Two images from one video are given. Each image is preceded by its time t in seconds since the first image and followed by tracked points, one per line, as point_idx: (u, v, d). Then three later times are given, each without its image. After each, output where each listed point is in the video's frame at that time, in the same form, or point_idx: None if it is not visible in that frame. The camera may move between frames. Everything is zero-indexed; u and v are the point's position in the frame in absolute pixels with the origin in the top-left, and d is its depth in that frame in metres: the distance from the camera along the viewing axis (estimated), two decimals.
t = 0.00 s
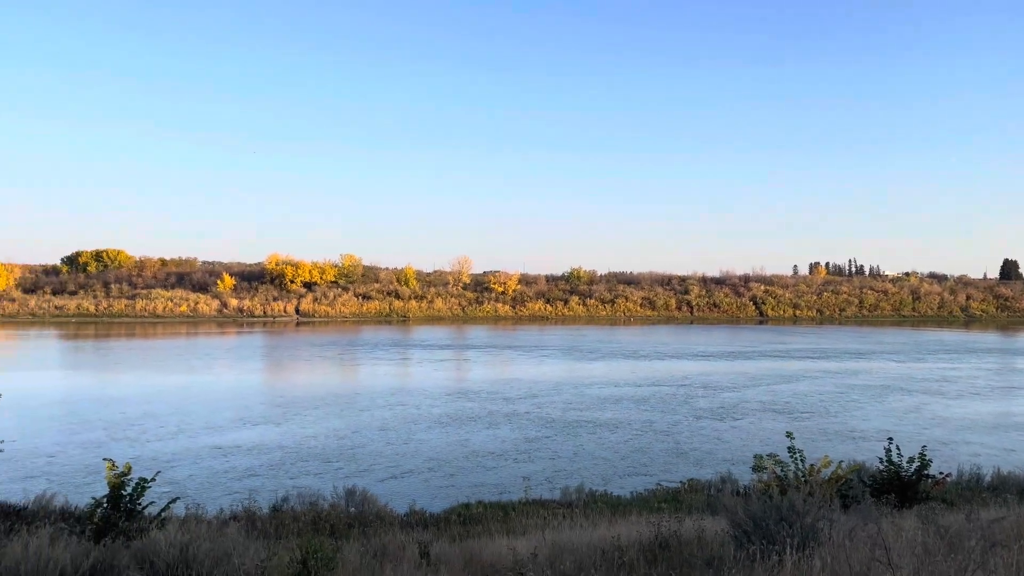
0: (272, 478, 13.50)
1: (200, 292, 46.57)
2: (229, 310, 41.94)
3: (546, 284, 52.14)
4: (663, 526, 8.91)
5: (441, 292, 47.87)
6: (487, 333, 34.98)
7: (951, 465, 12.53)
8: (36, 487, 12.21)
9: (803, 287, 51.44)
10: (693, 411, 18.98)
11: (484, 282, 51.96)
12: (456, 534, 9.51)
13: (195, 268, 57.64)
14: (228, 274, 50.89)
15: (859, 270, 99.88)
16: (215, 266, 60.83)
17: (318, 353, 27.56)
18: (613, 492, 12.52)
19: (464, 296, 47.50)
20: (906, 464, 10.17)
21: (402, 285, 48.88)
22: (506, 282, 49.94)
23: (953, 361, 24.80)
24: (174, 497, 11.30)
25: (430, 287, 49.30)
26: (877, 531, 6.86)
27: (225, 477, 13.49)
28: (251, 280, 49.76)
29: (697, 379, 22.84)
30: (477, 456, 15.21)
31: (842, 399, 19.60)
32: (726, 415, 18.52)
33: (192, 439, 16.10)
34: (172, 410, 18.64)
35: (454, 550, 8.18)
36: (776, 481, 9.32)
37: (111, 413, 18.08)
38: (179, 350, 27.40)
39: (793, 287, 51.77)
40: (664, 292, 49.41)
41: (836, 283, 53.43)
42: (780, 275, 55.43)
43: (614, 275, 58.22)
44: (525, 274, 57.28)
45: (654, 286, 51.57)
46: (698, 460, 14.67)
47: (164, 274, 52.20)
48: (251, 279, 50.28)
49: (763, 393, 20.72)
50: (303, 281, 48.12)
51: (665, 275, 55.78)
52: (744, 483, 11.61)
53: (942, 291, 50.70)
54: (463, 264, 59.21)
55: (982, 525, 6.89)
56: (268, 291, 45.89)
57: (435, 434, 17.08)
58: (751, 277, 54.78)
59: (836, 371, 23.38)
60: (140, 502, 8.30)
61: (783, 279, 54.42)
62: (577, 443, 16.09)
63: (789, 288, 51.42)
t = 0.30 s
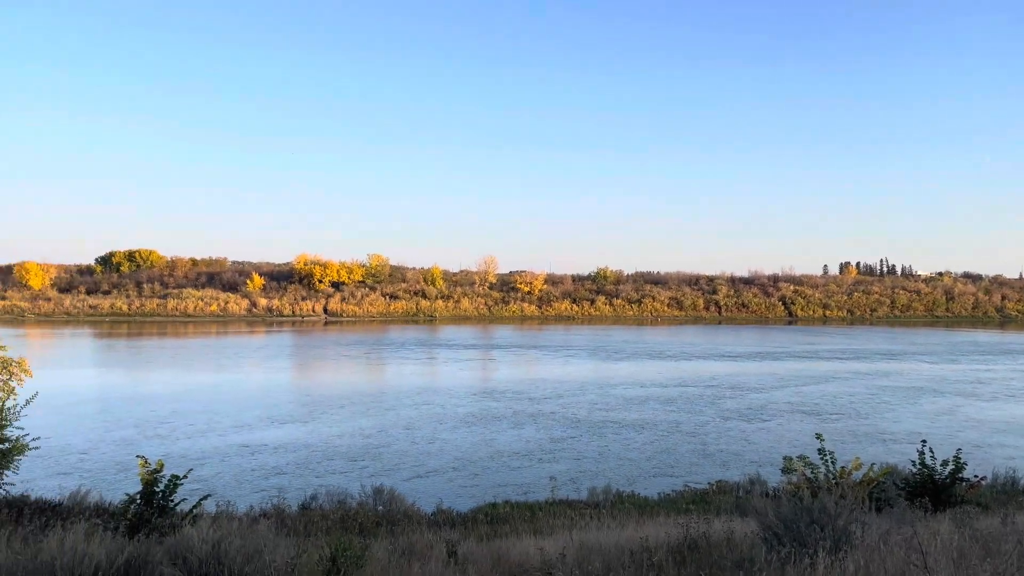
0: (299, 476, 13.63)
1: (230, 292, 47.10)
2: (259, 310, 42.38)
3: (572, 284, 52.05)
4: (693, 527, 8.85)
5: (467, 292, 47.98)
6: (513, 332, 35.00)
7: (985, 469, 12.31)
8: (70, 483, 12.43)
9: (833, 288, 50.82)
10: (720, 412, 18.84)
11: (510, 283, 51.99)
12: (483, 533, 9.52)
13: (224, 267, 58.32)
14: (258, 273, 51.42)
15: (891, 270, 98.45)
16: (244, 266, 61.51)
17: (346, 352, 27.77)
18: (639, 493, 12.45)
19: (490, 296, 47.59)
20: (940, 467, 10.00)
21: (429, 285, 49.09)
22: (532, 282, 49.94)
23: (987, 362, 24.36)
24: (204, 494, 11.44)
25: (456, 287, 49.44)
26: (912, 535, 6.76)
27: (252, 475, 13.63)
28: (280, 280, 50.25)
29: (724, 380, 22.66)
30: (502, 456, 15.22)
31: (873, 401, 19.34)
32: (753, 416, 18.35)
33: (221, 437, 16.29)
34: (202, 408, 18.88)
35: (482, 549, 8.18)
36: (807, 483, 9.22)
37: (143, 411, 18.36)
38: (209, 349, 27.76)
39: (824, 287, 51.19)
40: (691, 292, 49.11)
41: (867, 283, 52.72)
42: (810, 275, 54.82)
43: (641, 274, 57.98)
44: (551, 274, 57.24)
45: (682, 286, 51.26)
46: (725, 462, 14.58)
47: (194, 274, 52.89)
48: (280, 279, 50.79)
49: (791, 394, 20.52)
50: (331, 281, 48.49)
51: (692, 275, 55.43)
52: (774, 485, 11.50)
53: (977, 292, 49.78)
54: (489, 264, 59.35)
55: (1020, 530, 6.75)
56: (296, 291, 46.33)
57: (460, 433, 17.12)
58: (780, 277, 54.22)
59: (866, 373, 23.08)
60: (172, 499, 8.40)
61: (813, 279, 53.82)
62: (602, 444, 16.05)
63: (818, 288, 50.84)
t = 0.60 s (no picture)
0: (322, 475, 13.71)
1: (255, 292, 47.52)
2: (283, 309, 42.69)
3: (595, 284, 51.92)
4: (718, 529, 8.79)
5: (490, 292, 48.02)
6: (536, 333, 34.99)
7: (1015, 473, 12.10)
8: (98, 481, 12.60)
9: (859, 288, 50.24)
10: (744, 413, 18.70)
11: (533, 283, 51.96)
12: (507, 534, 9.51)
13: (249, 267, 58.86)
14: (282, 273, 51.81)
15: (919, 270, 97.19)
16: (269, 266, 62.08)
17: (370, 351, 27.91)
18: (662, 494, 12.38)
19: (513, 297, 47.60)
20: (969, 470, 9.84)
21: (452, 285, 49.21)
22: (554, 282, 49.90)
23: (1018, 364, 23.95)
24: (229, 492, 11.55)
25: (479, 287, 49.54)
26: (942, 539, 6.65)
27: (275, 474, 13.73)
28: (304, 280, 50.64)
29: (748, 381, 22.50)
30: (524, 456, 15.22)
31: (900, 402, 19.10)
32: (777, 417, 18.20)
33: (245, 436, 16.44)
34: (227, 407, 19.07)
35: (506, 550, 8.17)
36: (833, 486, 9.12)
37: (169, 409, 18.58)
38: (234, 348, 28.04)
39: (849, 287, 50.70)
40: (715, 293, 48.81)
41: (894, 283, 52.06)
42: (835, 275, 54.31)
43: (664, 275, 57.78)
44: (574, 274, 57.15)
45: (706, 286, 50.96)
46: (748, 463, 14.46)
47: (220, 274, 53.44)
48: (304, 279, 51.16)
49: (816, 396, 20.32)
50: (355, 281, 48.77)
51: (716, 275, 55.09)
52: (799, 487, 11.38)
53: (1008, 292, 48.97)
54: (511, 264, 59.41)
55: None
56: (320, 291, 46.63)
57: (482, 433, 17.14)
58: (805, 277, 53.71)
59: (893, 374, 22.80)
60: (199, 497, 8.47)
61: (839, 279, 53.25)
62: (625, 445, 15.98)
63: (844, 288, 50.37)
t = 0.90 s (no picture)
0: (341, 474, 13.78)
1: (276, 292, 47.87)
2: (305, 309, 42.96)
3: (615, 284, 51.79)
4: (740, 530, 8.74)
5: (510, 292, 48.04)
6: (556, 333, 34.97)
7: None
8: (123, 478, 12.76)
9: (883, 288, 49.73)
10: (764, 414, 18.58)
11: (552, 283, 51.92)
12: (527, 534, 9.51)
13: (270, 267, 59.29)
14: (303, 273, 52.14)
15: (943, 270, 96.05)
16: (290, 266, 62.52)
17: (390, 351, 28.03)
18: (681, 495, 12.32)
19: (533, 297, 47.59)
20: (996, 473, 9.70)
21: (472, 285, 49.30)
22: (574, 282, 49.86)
23: None
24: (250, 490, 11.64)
25: (498, 287, 49.59)
26: (967, 543, 6.57)
27: (296, 473, 13.82)
28: (325, 280, 50.94)
29: (769, 381, 22.35)
30: (543, 456, 15.21)
31: (923, 404, 18.89)
32: (798, 418, 18.06)
33: (266, 435, 16.56)
34: (249, 406, 19.23)
35: (526, 550, 8.18)
36: (857, 488, 9.03)
37: (192, 408, 18.77)
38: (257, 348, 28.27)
39: (873, 287, 50.22)
40: (736, 293, 48.53)
41: (918, 283, 51.48)
42: (859, 275, 53.81)
43: (684, 275, 57.51)
44: (594, 274, 57.04)
45: (727, 286, 50.67)
46: (768, 465, 14.36)
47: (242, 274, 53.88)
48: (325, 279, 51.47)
49: (837, 397, 20.14)
50: (375, 281, 48.97)
51: (738, 275, 54.76)
52: (821, 489, 11.28)
53: None
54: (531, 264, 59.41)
55: None
56: (341, 291, 46.88)
57: (500, 433, 17.15)
58: (828, 277, 53.27)
59: (917, 375, 22.55)
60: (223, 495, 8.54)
61: (862, 279, 52.74)
62: (644, 445, 15.93)
63: (867, 288, 49.89)
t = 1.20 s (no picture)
0: (360, 473, 13.83)
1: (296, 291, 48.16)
2: (325, 309, 43.18)
3: (635, 284, 51.60)
4: (761, 531, 8.68)
5: (528, 292, 48.02)
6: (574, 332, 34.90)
7: None
8: (145, 476, 12.88)
9: (906, 288, 49.19)
10: (784, 415, 18.44)
11: (571, 282, 51.83)
12: (546, 534, 9.50)
13: (290, 267, 59.63)
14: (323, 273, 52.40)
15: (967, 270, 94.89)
16: (310, 266, 62.88)
17: (410, 350, 28.10)
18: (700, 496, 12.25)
19: (551, 296, 47.54)
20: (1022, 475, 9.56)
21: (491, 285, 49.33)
22: (593, 282, 49.75)
23: None
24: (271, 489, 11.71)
25: (517, 287, 49.58)
26: (992, 544, 6.49)
27: (315, 471, 13.88)
28: (344, 279, 51.18)
29: (790, 382, 22.17)
30: (561, 456, 15.18)
31: (946, 404, 18.66)
32: (818, 419, 17.90)
33: (286, 434, 16.65)
34: (268, 405, 19.36)
35: (545, 549, 8.18)
36: (879, 489, 8.94)
37: (214, 407, 18.91)
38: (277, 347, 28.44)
39: (896, 287, 49.69)
40: (757, 292, 48.21)
41: (942, 283, 50.89)
42: (881, 275, 53.25)
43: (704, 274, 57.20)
44: (613, 274, 56.87)
45: (747, 286, 50.34)
46: (788, 465, 14.26)
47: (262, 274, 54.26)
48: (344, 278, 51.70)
49: (859, 397, 19.95)
50: (394, 281, 49.14)
51: (758, 275, 54.37)
52: (843, 490, 11.18)
53: None
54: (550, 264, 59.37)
55: None
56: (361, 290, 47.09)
57: (519, 433, 17.13)
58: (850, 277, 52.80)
59: (941, 375, 22.29)
60: (244, 493, 8.59)
61: (884, 278, 52.21)
62: (663, 446, 15.86)
63: (890, 288, 49.37)
